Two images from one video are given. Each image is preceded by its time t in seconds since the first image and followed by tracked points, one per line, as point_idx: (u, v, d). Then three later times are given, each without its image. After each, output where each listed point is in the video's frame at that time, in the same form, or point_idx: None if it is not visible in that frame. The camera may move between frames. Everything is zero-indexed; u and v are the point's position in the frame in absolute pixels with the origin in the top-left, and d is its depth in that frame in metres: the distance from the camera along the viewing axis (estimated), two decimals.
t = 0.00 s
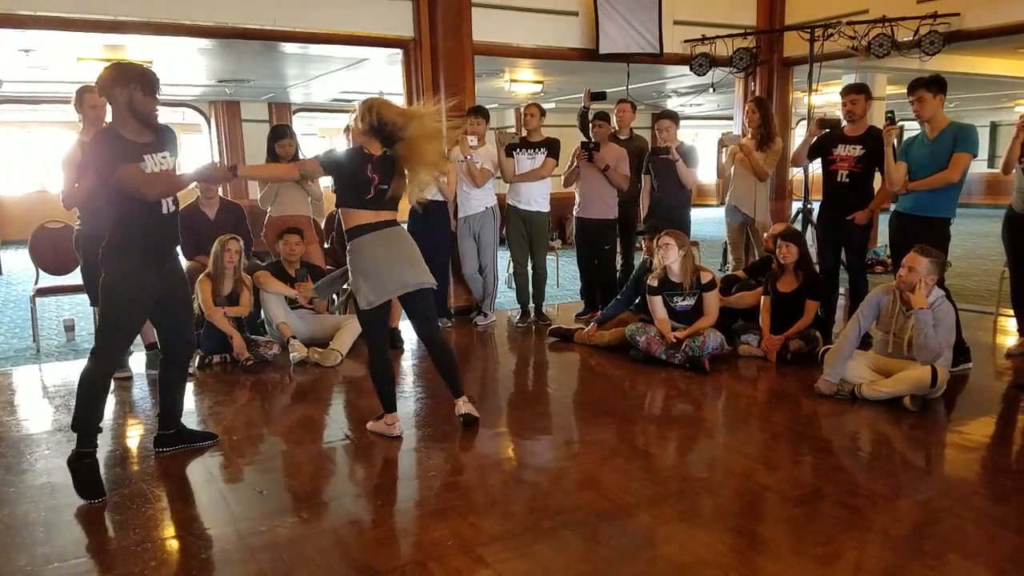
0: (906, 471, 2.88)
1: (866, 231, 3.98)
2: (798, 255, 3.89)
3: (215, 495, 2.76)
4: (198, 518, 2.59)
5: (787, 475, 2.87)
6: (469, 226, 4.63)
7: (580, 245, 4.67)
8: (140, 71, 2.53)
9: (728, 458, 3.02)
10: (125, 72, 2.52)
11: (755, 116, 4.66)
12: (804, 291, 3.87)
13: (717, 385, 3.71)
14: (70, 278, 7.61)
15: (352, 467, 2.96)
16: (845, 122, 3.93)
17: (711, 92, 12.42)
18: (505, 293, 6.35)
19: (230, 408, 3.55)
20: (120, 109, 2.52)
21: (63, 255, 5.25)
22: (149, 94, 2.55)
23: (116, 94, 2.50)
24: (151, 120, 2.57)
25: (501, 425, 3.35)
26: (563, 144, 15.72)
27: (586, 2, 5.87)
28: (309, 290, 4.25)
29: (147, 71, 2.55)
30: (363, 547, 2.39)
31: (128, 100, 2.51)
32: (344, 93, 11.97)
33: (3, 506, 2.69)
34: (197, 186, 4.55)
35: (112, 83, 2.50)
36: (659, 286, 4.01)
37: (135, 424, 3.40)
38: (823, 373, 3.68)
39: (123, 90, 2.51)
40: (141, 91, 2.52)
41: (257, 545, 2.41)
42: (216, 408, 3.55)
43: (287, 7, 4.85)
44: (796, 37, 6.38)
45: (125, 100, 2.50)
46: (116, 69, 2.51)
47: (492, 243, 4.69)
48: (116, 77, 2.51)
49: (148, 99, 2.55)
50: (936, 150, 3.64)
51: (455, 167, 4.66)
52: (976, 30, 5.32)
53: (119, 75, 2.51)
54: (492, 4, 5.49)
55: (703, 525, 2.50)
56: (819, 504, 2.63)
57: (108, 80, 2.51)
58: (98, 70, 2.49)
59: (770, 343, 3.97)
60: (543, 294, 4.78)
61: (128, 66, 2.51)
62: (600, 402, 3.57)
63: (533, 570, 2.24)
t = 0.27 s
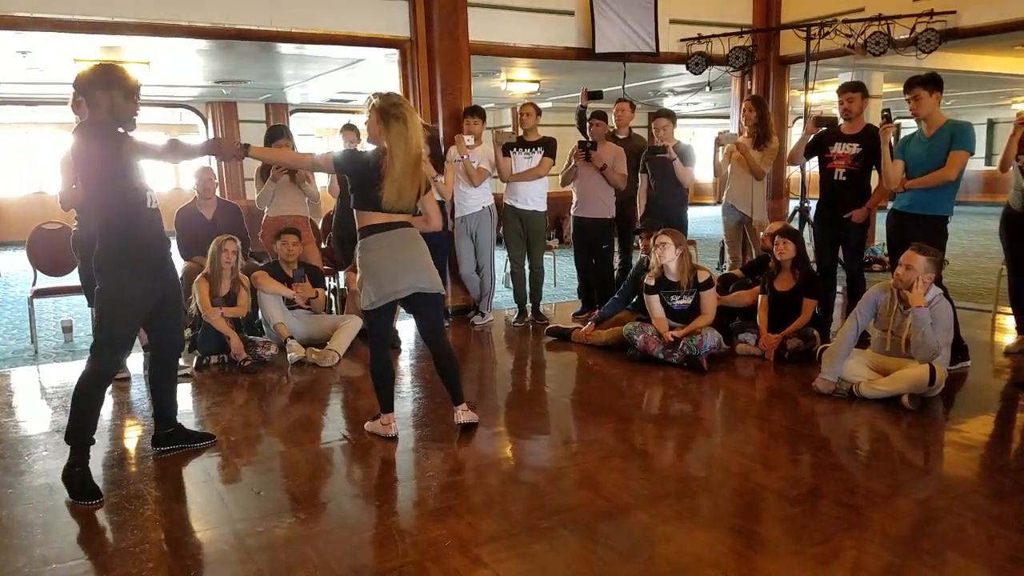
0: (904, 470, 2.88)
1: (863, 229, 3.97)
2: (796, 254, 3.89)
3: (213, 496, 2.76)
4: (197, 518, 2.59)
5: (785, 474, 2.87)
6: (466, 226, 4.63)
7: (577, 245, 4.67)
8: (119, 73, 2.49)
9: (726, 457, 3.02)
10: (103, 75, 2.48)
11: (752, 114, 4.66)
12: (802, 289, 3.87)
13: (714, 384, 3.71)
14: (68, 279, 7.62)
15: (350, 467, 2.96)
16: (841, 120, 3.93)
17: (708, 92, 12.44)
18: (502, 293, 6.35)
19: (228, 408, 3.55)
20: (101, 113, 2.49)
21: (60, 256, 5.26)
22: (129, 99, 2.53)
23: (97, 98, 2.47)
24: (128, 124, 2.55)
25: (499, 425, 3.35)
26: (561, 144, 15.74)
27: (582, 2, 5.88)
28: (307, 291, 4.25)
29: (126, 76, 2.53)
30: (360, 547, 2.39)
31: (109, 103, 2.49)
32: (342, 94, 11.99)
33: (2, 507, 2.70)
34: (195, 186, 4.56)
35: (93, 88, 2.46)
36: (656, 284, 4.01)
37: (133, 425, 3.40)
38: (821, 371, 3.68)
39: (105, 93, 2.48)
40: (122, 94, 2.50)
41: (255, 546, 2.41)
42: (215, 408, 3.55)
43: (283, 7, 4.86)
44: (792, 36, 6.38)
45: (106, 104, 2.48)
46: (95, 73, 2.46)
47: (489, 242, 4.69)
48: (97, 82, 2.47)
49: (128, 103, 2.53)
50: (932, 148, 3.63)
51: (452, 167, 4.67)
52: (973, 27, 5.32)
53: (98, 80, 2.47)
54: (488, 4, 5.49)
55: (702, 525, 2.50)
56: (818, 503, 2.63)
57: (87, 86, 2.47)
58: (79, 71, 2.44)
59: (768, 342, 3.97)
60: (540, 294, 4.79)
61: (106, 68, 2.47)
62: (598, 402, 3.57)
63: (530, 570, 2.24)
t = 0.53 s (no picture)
0: (907, 473, 2.87)
1: (865, 231, 3.97)
2: (798, 256, 3.88)
3: (215, 498, 2.77)
4: (199, 520, 2.60)
5: (788, 477, 2.86)
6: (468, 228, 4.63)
7: (579, 246, 4.66)
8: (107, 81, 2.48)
9: (729, 459, 3.02)
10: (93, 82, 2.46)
11: (753, 116, 4.66)
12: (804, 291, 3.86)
13: (717, 387, 3.71)
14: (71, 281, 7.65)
15: (352, 469, 2.96)
16: (843, 122, 3.92)
17: (710, 94, 12.44)
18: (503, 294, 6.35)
19: (230, 410, 3.55)
20: (90, 120, 2.46)
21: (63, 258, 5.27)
22: (115, 108, 2.51)
23: (85, 105, 2.44)
24: (114, 133, 2.53)
25: (501, 427, 3.35)
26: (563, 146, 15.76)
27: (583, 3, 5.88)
28: (309, 293, 4.24)
29: (113, 84, 2.51)
30: (362, 549, 2.39)
31: (99, 111, 2.46)
32: (344, 97, 12.02)
33: (5, 508, 2.71)
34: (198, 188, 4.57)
35: (82, 94, 2.44)
36: (658, 286, 4.00)
37: (135, 427, 3.41)
38: (824, 374, 3.67)
39: (93, 100, 2.45)
40: (110, 103, 2.49)
41: (257, 547, 2.41)
42: (217, 410, 3.56)
43: (284, 10, 4.87)
44: (794, 37, 6.37)
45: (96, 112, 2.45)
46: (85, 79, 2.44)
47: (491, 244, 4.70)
48: (85, 88, 2.44)
49: (114, 112, 2.51)
50: (935, 150, 3.63)
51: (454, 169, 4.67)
52: (974, 29, 5.32)
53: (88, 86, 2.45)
54: (488, 6, 5.50)
55: (704, 528, 2.49)
56: (821, 506, 2.62)
57: (75, 91, 2.43)
58: (71, 75, 2.41)
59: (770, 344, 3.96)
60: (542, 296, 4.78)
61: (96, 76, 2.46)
62: (600, 404, 3.57)
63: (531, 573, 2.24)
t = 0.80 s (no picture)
0: (915, 481, 2.85)
1: (873, 237, 3.95)
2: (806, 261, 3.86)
3: (221, 499, 2.78)
4: (204, 521, 2.61)
5: (795, 484, 2.85)
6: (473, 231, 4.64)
7: (585, 251, 4.66)
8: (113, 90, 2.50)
9: (735, 466, 3.00)
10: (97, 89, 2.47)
11: (761, 121, 4.66)
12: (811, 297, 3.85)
13: (724, 392, 3.69)
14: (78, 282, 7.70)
15: (357, 472, 2.96)
16: (851, 127, 3.91)
17: (717, 98, 12.43)
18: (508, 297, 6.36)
19: (237, 411, 3.57)
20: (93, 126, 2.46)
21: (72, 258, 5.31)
22: (119, 115, 2.51)
23: (89, 112, 2.45)
24: (118, 141, 2.53)
25: (506, 431, 3.35)
26: (570, 150, 15.77)
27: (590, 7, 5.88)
28: (315, 294, 4.28)
29: (115, 92, 2.51)
30: (366, 552, 2.40)
31: (103, 118, 2.47)
32: (351, 100, 12.05)
33: (13, 507, 2.73)
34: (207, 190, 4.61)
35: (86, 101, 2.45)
36: (664, 291, 4.00)
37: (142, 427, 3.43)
38: (831, 380, 3.65)
39: (97, 109, 2.46)
40: (115, 111, 2.49)
41: (262, 549, 2.42)
42: (223, 411, 3.58)
43: (291, 13, 4.90)
44: (801, 42, 6.36)
45: (100, 118, 2.46)
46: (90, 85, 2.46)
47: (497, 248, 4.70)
48: (88, 95, 2.45)
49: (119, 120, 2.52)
50: (944, 155, 3.61)
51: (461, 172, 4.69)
52: (983, 34, 5.30)
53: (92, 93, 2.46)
54: (495, 10, 5.51)
55: (709, 535, 2.48)
56: (828, 514, 2.61)
57: (79, 98, 2.44)
58: (76, 82, 2.43)
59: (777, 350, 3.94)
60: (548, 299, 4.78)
61: (101, 84, 2.48)
62: (606, 409, 3.56)
63: None
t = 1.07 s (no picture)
0: (939, 495, 2.80)
1: (897, 246, 3.89)
2: (828, 270, 3.81)
3: (239, 500, 2.80)
4: (222, 521, 2.64)
5: (814, 496, 2.80)
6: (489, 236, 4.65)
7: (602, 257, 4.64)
8: (144, 99, 2.58)
9: (755, 477, 2.97)
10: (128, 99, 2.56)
11: (781, 128, 4.62)
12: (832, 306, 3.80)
13: (744, 402, 3.65)
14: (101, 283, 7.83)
15: (372, 475, 2.98)
16: (874, 134, 3.86)
17: (736, 104, 12.40)
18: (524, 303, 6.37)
19: (256, 412, 3.60)
20: (123, 134, 2.54)
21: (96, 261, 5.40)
22: (150, 123, 2.60)
23: (119, 120, 2.53)
24: (147, 148, 2.60)
25: (520, 437, 3.35)
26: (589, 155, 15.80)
27: (608, 13, 5.89)
28: (333, 297, 4.31)
29: (144, 100, 2.60)
30: (380, 556, 2.40)
31: (134, 127, 2.55)
32: (371, 105, 12.17)
33: (35, 504, 2.77)
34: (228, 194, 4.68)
35: (118, 109, 2.53)
36: (682, 299, 3.97)
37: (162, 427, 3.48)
38: (854, 392, 3.60)
39: (127, 118, 2.54)
40: (144, 119, 2.57)
41: (278, 550, 2.43)
42: (242, 412, 3.61)
43: (309, 19, 4.96)
44: (824, 49, 6.31)
45: (129, 126, 2.53)
46: (122, 95, 2.54)
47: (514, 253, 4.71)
48: (119, 104, 2.54)
49: (148, 128, 2.59)
50: (970, 163, 3.55)
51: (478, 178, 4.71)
52: (1010, 41, 5.25)
53: (123, 102, 2.55)
54: (512, 16, 5.55)
55: (728, 547, 2.45)
56: (849, 527, 2.56)
57: (111, 106, 2.53)
58: (107, 92, 2.52)
59: (798, 360, 3.89)
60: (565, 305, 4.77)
61: (132, 94, 2.56)
62: (623, 417, 3.54)
63: None
